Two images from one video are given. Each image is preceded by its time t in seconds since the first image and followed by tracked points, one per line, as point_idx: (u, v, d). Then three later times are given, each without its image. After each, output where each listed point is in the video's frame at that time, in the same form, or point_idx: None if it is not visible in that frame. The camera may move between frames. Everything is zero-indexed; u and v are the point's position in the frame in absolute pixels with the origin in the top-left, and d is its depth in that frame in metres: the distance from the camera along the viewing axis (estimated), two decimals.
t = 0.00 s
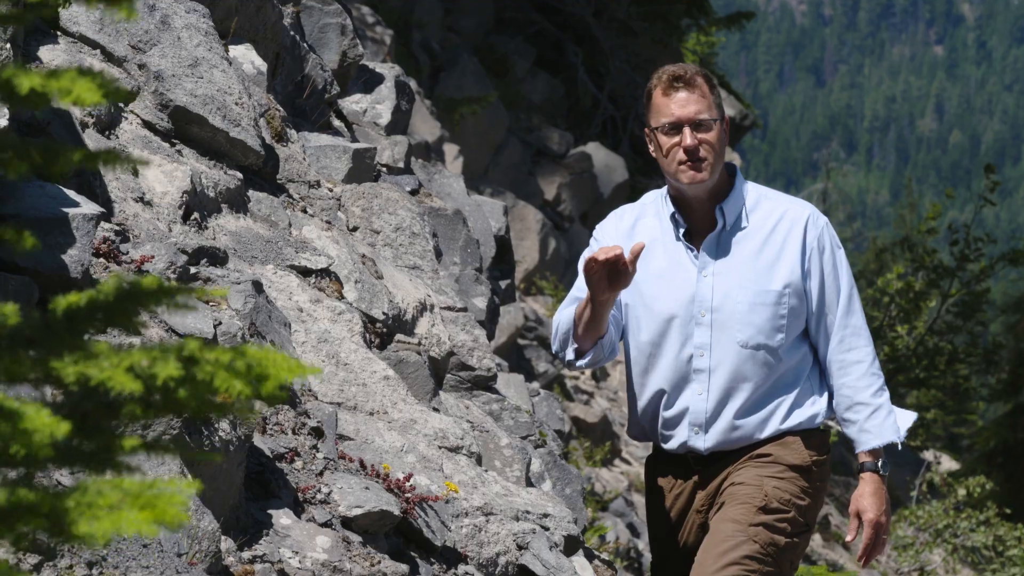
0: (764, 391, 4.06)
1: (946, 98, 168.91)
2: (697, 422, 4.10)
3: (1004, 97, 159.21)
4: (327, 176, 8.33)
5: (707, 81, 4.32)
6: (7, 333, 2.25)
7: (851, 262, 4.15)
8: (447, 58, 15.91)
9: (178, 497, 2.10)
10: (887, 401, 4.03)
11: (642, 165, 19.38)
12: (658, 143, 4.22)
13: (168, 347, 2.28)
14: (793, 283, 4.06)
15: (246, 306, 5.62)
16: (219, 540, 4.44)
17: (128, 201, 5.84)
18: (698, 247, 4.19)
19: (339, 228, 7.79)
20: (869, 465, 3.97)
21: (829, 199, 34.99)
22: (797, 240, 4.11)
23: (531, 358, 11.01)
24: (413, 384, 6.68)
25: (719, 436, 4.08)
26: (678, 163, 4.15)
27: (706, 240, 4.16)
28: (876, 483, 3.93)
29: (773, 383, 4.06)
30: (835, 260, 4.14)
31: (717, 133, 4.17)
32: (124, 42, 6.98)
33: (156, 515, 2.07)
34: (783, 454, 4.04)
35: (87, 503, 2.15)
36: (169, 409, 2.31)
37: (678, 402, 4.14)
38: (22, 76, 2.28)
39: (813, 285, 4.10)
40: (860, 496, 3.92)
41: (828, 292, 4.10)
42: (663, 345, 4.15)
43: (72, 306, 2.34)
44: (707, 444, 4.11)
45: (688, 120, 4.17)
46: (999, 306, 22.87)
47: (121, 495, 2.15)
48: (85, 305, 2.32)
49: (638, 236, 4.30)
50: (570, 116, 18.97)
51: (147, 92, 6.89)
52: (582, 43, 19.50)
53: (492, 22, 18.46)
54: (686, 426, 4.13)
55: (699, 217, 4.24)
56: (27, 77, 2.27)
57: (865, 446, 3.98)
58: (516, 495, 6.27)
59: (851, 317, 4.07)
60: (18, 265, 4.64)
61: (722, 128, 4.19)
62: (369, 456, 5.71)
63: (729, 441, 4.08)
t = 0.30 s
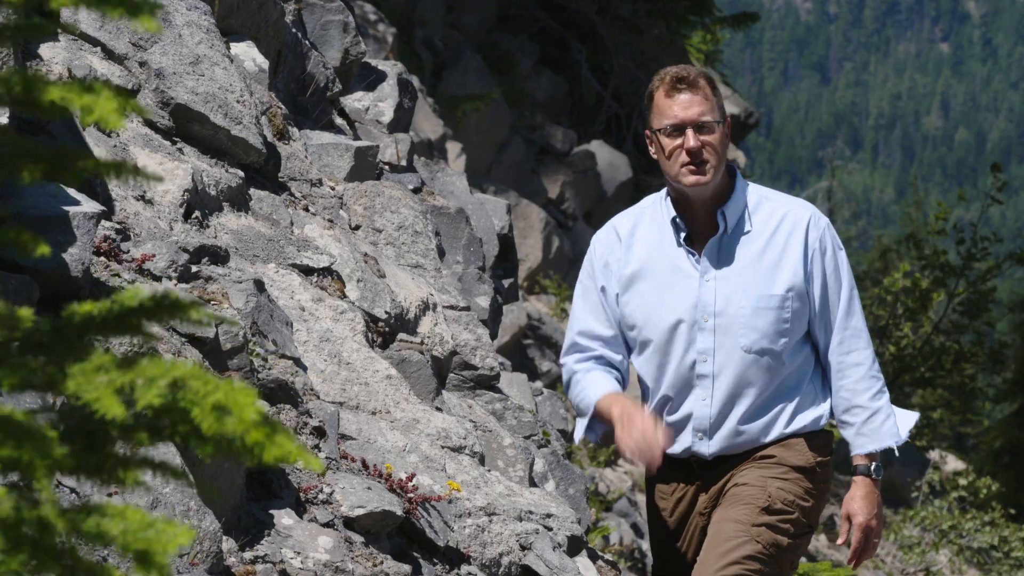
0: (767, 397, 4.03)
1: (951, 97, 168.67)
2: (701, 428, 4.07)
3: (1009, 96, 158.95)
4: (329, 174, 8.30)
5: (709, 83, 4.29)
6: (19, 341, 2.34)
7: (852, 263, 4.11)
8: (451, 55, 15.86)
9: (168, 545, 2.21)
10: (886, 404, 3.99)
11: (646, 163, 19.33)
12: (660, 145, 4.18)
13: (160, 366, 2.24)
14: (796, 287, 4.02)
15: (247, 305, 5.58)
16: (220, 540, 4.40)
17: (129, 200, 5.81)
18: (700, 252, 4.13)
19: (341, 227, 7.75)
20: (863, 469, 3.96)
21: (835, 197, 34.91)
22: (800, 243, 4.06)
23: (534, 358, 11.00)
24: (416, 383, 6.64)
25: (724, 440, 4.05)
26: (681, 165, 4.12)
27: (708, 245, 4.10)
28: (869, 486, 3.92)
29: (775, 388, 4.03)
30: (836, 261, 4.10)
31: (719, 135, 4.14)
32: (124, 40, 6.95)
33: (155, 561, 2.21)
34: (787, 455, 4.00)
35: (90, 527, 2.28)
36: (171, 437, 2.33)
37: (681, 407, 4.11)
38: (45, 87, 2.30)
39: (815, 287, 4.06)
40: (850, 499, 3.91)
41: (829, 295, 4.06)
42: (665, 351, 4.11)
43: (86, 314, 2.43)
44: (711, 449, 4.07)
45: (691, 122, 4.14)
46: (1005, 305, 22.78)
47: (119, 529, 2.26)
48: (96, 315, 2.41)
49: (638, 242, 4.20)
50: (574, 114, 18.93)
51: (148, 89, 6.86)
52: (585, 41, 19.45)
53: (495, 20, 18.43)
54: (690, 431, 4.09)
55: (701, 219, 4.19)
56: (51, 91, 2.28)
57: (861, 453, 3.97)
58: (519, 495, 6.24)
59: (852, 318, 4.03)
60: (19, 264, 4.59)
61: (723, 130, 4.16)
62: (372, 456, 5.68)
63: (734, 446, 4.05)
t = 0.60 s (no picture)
0: (765, 403, 4.01)
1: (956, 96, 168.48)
2: (702, 437, 4.07)
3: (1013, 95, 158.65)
4: (331, 173, 8.28)
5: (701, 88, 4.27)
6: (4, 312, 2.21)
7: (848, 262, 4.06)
8: (454, 53, 15.82)
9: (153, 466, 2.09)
10: (874, 407, 3.96)
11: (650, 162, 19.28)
12: (654, 153, 4.17)
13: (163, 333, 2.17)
14: (791, 291, 4.00)
15: (249, 305, 5.55)
16: (222, 541, 4.36)
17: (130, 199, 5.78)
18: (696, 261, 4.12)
19: (343, 226, 7.72)
20: (846, 474, 3.94)
21: (840, 195, 34.78)
22: (795, 245, 4.03)
23: (538, 357, 10.97)
24: (418, 383, 6.60)
25: (726, 449, 4.06)
26: (678, 173, 4.11)
27: (703, 253, 4.08)
28: (848, 494, 3.91)
29: (773, 395, 4.01)
30: (832, 263, 4.05)
31: (713, 142, 4.15)
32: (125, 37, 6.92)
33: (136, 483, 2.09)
34: (789, 456, 3.99)
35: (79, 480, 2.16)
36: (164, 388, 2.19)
37: (683, 415, 4.11)
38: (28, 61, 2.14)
39: (811, 290, 4.03)
40: (831, 504, 3.92)
41: (824, 297, 4.02)
42: (664, 361, 4.11)
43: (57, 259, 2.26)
44: (715, 457, 4.07)
45: (686, 129, 4.14)
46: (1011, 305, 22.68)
47: (99, 475, 2.12)
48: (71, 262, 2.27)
49: (635, 251, 4.20)
50: (577, 113, 18.88)
51: (149, 87, 6.83)
52: (589, 39, 19.38)
53: (498, 18, 18.38)
54: (693, 442, 4.10)
55: (696, 225, 4.16)
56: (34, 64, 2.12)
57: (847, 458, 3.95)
58: (522, 495, 6.21)
59: (848, 322, 3.99)
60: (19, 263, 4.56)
61: (717, 136, 4.17)
62: (374, 456, 5.65)
63: (735, 453, 4.05)
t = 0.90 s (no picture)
0: (769, 411, 3.99)
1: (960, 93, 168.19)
2: (707, 446, 4.05)
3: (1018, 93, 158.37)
4: (333, 170, 8.25)
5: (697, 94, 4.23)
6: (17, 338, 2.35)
7: (851, 266, 4.02)
8: (457, 50, 15.81)
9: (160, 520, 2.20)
10: (878, 411, 3.91)
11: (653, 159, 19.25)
12: (652, 163, 4.13)
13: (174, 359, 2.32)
14: (794, 298, 3.96)
15: (250, 303, 5.50)
16: (224, 541, 4.34)
17: (131, 197, 5.76)
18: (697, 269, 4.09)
19: (346, 224, 7.68)
20: (854, 476, 3.89)
21: (844, 194, 34.71)
22: (797, 251, 4.00)
23: (541, 356, 10.96)
24: (421, 382, 6.57)
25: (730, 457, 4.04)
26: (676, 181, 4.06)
27: (704, 262, 4.04)
28: (857, 495, 3.86)
29: (777, 402, 3.99)
30: (834, 267, 4.02)
31: (711, 149, 4.08)
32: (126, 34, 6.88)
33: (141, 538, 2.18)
34: (793, 458, 3.98)
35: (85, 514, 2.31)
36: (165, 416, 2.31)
37: (686, 424, 4.09)
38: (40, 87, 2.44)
39: (813, 295, 4.00)
40: (841, 507, 3.85)
41: (827, 302, 4.00)
42: (668, 369, 4.08)
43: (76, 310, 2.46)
44: (720, 465, 4.05)
45: (683, 138, 4.09)
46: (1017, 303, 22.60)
47: (111, 510, 2.27)
48: (90, 312, 2.44)
49: (635, 258, 4.17)
50: (581, 110, 18.84)
51: (151, 85, 6.79)
52: (592, 36, 19.33)
53: (501, 15, 18.34)
54: (697, 451, 4.08)
55: (696, 231, 4.13)
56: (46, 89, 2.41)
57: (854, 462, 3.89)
58: (526, 495, 6.17)
59: (850, 326, 3.96)
60: (19, 261, 4.51)
61: (715, 143, 4.11)
62: (377, 456, 5.61)
63: (739, 460, 4.03)
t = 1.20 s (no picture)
0: (773, 419, 3.96)
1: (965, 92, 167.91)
2: (710, 453, 4.03)
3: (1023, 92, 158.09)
4: (335, 168, 8.22)
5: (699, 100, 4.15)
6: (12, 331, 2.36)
7: (855, 271, 3.99)
8: (460, 48, 15.78)
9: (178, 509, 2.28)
10: (880, 417, 3.90)
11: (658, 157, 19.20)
12: (654, 171, 4.07)
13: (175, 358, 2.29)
14: (797, 305, 3.93)
15: (252, 302, 5.47)
16: (225, 541, 4.30)
17: (132, 195, 5.74)
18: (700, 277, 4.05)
19: (348, 222, 7.65)
20: (854, 483, 3.86)
21: (850, 192, 34.60)
22: (800, 257, 3.96)
23: (544, 355, 10.94)
24: (424, 381, 6.54)
25: (734, 464, 4.03)
26: (677, 190, 4.01)
27: (707, 269, 4.00)
28: (857, 503, 3.84)
29: (780, 410, 3.96)
30: (838, 272, 3.98)
31: (713, 156, 4.03)
32: (127, 31, 6.86)
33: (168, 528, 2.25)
34: (797, 462, 3.98)
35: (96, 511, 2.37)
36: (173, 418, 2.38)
37: (690, 431, 4.07)
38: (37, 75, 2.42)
39: (817, 302, 3.96)
40: (840, 513, 3.84)
41: (830, 308, 3.96)
42: (671, 378, 4.05)
43: (77, 289, 2.47)
44: (722, 472, 4.06)
45: (685, 147, 4.03)
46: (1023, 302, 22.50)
47: (127, 503, 2.34)
48: (93, 300, 2.45)
49: (639, 265, 4.13)
50: (585, 108, 18.80)
51: (152, 83, 6.78)
52: (596, 33, 19.27)
53: (504, 13, 18.30)
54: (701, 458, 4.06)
55: (699, 238, 4.09)
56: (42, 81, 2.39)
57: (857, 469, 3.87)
58: (529, 495, 6.14)
59: (853, 333, 3.93)
60: (19, 258, 4.47)
61: (717, 150, 4.06)
62: (379, 455, 5.58)
63: (743, 465, 4.02)
